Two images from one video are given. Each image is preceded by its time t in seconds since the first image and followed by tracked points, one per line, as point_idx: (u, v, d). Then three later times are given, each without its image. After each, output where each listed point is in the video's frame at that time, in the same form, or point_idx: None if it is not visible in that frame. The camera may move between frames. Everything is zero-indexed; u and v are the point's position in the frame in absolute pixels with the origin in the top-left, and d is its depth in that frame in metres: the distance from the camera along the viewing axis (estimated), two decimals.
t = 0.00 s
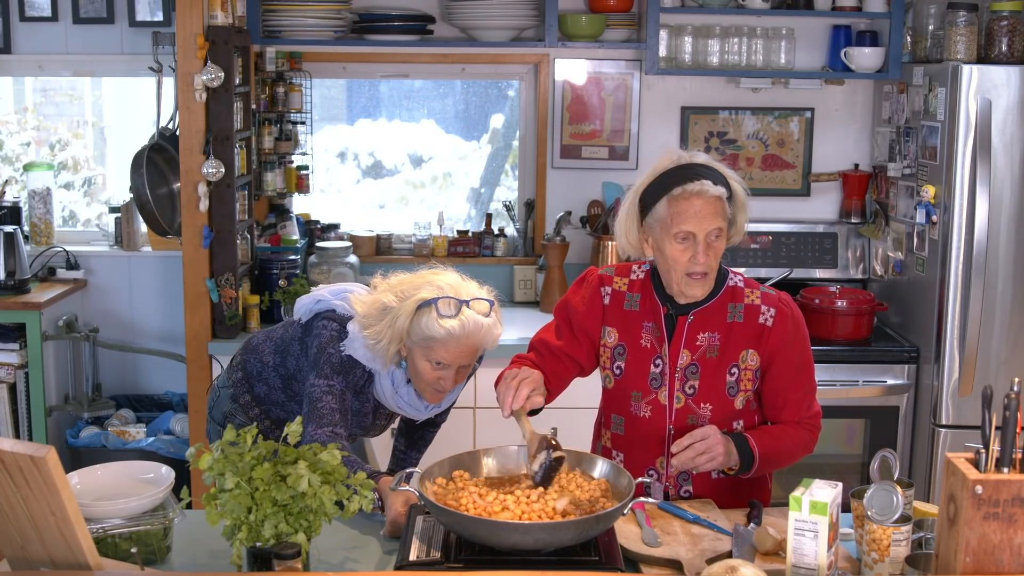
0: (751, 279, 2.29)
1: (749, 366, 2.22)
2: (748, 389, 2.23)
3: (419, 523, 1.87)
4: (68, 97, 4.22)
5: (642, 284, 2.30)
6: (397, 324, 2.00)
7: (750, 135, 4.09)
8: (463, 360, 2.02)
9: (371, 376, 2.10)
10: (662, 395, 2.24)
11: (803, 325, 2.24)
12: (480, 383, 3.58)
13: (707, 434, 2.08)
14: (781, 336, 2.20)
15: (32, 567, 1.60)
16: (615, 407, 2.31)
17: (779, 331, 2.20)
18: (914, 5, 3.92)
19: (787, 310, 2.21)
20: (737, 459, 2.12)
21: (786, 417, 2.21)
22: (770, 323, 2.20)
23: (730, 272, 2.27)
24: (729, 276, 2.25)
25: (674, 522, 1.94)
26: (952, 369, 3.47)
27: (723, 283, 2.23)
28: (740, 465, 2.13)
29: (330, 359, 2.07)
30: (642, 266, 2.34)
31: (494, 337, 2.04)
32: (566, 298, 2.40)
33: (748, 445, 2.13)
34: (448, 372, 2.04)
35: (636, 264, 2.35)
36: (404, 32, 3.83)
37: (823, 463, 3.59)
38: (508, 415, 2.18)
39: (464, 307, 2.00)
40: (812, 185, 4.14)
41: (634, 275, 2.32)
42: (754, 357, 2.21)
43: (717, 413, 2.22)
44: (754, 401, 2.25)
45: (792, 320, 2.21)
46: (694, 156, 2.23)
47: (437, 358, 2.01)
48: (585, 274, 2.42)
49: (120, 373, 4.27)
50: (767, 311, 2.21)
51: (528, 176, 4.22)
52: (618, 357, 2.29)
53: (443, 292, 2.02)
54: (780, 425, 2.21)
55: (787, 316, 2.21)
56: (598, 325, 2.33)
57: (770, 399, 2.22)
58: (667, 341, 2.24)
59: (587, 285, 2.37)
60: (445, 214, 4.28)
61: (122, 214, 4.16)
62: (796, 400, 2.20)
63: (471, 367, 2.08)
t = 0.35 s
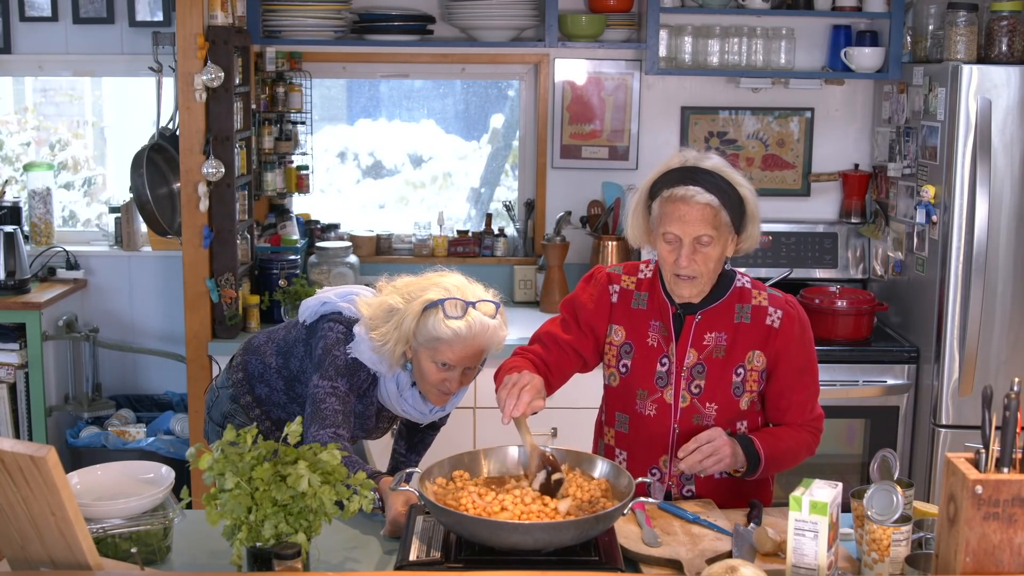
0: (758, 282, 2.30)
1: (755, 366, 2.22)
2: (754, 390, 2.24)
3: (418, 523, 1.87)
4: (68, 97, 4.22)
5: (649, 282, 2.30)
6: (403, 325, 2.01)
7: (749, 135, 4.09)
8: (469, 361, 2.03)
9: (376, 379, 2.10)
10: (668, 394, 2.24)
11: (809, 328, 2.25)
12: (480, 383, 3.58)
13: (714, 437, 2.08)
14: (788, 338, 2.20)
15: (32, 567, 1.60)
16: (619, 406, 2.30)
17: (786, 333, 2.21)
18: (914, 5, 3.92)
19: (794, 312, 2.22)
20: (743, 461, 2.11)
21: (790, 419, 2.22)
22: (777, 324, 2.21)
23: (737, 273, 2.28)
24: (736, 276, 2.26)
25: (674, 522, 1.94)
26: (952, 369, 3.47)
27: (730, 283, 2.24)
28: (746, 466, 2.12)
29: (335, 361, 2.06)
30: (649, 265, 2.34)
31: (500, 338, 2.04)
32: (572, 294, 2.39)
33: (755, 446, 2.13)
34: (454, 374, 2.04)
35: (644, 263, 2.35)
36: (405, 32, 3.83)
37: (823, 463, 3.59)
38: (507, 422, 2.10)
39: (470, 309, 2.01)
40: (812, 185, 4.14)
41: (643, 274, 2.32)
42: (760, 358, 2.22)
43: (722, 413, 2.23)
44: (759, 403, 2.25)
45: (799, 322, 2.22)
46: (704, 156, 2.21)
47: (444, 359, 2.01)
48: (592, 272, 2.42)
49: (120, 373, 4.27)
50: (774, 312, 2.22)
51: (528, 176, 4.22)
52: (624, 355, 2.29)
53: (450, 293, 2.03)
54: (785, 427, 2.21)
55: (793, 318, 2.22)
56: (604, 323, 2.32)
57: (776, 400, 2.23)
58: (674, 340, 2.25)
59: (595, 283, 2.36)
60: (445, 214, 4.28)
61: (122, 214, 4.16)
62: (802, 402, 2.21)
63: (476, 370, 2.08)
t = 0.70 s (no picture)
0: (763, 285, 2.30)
1: (756, 370, 2.22)
2: (754, 394, 2.23)
3: (419, 523, 1.87)
4: (68, 97, 4.22)
5: (654, 282, 2.30)
6: (402, 319, 2.01)
7: (750, 135, 4.09)
8: (468, 355, 2.03)
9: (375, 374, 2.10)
10: (667, 394, 2.24)
11: (812, 333, 2.24)
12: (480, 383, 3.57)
13: (714, 441, 2.09)
14: (791, 343, 2.20)
15: (32, 567, 1.60)
16: (620, 404, 2.31)
17: (789, 338, 2.20)
18: (914, 5, 3.92)
19: (797, 317, 2.22)
20: (744, 464, 2.12)
21: (793, 424, 2.22)
22: (780, 329, 2.21)
23: (742, 275, 2.28)
24: (740, 279, 2.27)
25: (674, 522, 1.94)
26: (952, 369, 3.47)
27: (734, 285, 2.24)
28: (746, 470, 2.13)
29: (334, 359, 2.06)
30: (656, 265, 2.34)
31: (499, 332, 2.04)
32: (578, 289, 2.39)
33: (756, 450, 2.14)
34: (453, 368, 2.04)
35: (651, 262, 2.35)
36: (405, 32, 3.83)
37: (823, 463, 3.59)
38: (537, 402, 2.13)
39: (469, 302, 2.00)
40: (812, 185, 4.14)
41: (648, 273, 2.32)
42: (762, 361, 2.22)
43: (721, 415, 2.22)
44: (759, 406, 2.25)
45: (803, 327, 2.22)
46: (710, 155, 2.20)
47: (443, 353, 2.01)
48: (598, 269, 2.42)
49: (120, 373, 4.27)
50: (777, 316, 2.21)
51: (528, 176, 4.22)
52: (625, 354, 2.29)
53: (448, 287, 2.03)
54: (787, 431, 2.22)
55: (796, 323, 2.21)
56: (607, 321, 2.33)
57: (777, 405, 2.23)
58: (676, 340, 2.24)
59: (600, 279, 2.37)
60: (445, 214, 4.28)
61: (122, 214, 4.16)
62: (804, 407, 2.21)
63: (475, 365, 2.08)
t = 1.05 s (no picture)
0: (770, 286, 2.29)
1: (761, 371, 2.22)
2: (760, 395, 2.23)
3: (418, 524, 1.87)
4: (68, 97, 4.22)
5: (661, 282, 2.30)
6: (403, 316, 2.01)
7: (749, 135, 4.09)
8: (470, 352, 2.02)
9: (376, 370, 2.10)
10: (673, 395, 2.24)
11: (819, 335, 2.24)
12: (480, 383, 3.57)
13: (719, 440, 2.08)
14: (797, 344, 2.20)
15: (32, 567, 1.60)
16: (626, 404, 2.31)
17: (795, 339, 2.20)
18: (914, 5, 3.91)
19: (804, 319, 2.22)
20: (749, 464, 2.12)
21: (798, 426, 2.22)
22: (786, 331, 2.20)
23: (748, 276, 2.28)
24: (747, 281, 2.26)
25: (674, 522, 1.94)
26: (952, 369, 3.47)
27: (741, 287, 2.24)
28: (751, 470, 2.14)
29: (334, 358, 2.06)
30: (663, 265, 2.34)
31: (500, 330, 2.04)
32: (585, 289, 2.39)
33: (760, 451, 2.14)
34: (454, 365, 2.04)
35: (657, 263, 2.35)
36: (405, 32, 3.83)
37: (823, 463, 3.60)
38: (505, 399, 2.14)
39: (470, 299, 2.00)
40: (812, 185, 4.14)
41: (654, 274, 2.32)
42: (768, 363, 2.22)
43: (726, 416, 2.22)
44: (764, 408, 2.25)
45: (809, 330, 2.21)
46: (715, 159, 2.18)
47: (444, 350, 2.01)
48: (604, 268, 2.42)
49: (120, 373, 4.27)
50: (783, 318, 2.21)
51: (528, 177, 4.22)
52: (632, 354, 2.30)
53: (450, 284, 2.03)
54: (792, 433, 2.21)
55: (803, 325, 2.21)
56: (612, 321, 2.33)
57: (783, 406, 2.23)
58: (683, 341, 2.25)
59: (607, 279, 2.37)
60: (445, 214, 4.28)
61: (122, 214, 4.16)
62: (810, 409, 2.20)
63: (477, 361, 2.08)
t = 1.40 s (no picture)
0: (777, 288, 2.28)
1: (764, 375, 2.22)
2: (763, 399, 2.23)
3: (418, 523, 1.88)
4: (68, 97, 4.22)
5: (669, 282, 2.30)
6: (405, 314, 2.00)
7: (750, 135, 4.09)
8: (471, 350, 2.02)
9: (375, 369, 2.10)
10: (675, 396, 2.25)
11: (826, 338, 2.22)
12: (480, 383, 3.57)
13: (716, 449, 2.08)
14: (801, 348, 2.18)
15: (32, 567, 1.60)
16: (630, 403, 2.33)
17: (799, 344, 2.18)
18: (914, 5, 3.91)
19: (809, 323, 2.20)
20: (748, 470, 2.12)
21: (802, 430, 2.21)
22: (790, 335, 2.19)
23: (754, 277, 2.26)
24: (754, 282, 2.25)
25: (674, 522, 1.94)
26: (952, 369, 3.47)
27: (746, 291, 2.23)
28: (751, 476, 2.14)
29: (335, 356, 2.06)
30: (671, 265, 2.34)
31: (502, 329, 2.04)
32: (593, 287, 2.40)
33: (760, 456, 2.14)
34: (455, 363, 2.03)
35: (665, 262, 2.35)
36: (404, 32, 3.83)
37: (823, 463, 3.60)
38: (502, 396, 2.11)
39: (473, 297, 2.00)
40: (812, 185, 4.14)
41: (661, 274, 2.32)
42: (771, 366, 2.21)
43: (728, 419, 2.23)
44: (767, 411, 2.24)
45: (814, 334, 2.19)
46: (714, 173, 2.14)
47: (445, 348, 2.00)
48: (612, 267, 2.43)
49: (120, 373, 4.27)
50: (788, 321, 2.20)
51: (528, 177, 4.22)
52: (636, 353, 2.31)
53: (452, 281, 2.02)
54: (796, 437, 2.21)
55: (808, 329, 2.19)
56: (618, 320, 2.34)
57: (788, 410, 2.22)
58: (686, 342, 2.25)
59: (615, 278, 2.38)
60: (445, 214, 4.28)
61: (122, 214, 4.16)
62: (814, 414, 2.19)
63: (479, 360, 2.07)
